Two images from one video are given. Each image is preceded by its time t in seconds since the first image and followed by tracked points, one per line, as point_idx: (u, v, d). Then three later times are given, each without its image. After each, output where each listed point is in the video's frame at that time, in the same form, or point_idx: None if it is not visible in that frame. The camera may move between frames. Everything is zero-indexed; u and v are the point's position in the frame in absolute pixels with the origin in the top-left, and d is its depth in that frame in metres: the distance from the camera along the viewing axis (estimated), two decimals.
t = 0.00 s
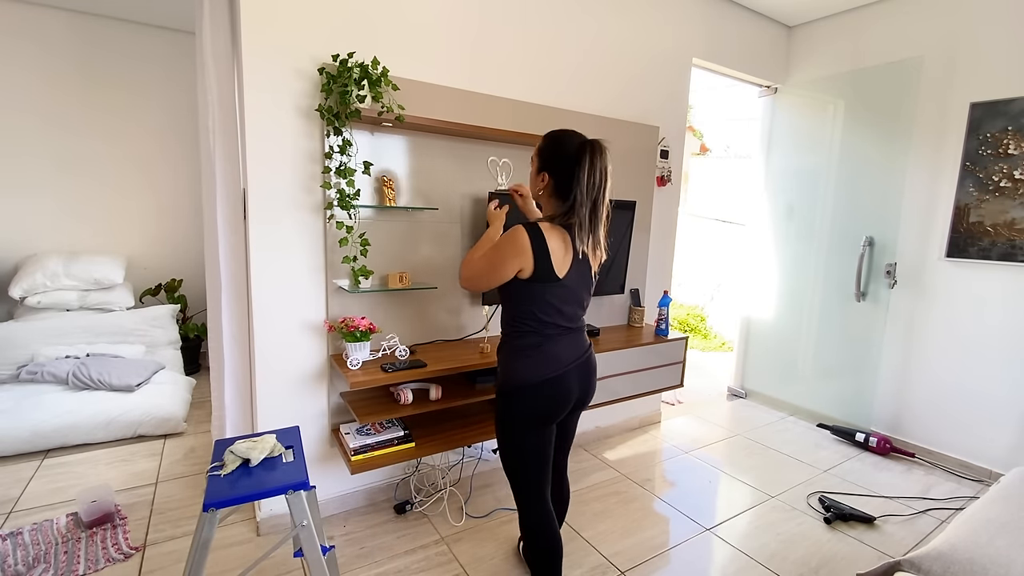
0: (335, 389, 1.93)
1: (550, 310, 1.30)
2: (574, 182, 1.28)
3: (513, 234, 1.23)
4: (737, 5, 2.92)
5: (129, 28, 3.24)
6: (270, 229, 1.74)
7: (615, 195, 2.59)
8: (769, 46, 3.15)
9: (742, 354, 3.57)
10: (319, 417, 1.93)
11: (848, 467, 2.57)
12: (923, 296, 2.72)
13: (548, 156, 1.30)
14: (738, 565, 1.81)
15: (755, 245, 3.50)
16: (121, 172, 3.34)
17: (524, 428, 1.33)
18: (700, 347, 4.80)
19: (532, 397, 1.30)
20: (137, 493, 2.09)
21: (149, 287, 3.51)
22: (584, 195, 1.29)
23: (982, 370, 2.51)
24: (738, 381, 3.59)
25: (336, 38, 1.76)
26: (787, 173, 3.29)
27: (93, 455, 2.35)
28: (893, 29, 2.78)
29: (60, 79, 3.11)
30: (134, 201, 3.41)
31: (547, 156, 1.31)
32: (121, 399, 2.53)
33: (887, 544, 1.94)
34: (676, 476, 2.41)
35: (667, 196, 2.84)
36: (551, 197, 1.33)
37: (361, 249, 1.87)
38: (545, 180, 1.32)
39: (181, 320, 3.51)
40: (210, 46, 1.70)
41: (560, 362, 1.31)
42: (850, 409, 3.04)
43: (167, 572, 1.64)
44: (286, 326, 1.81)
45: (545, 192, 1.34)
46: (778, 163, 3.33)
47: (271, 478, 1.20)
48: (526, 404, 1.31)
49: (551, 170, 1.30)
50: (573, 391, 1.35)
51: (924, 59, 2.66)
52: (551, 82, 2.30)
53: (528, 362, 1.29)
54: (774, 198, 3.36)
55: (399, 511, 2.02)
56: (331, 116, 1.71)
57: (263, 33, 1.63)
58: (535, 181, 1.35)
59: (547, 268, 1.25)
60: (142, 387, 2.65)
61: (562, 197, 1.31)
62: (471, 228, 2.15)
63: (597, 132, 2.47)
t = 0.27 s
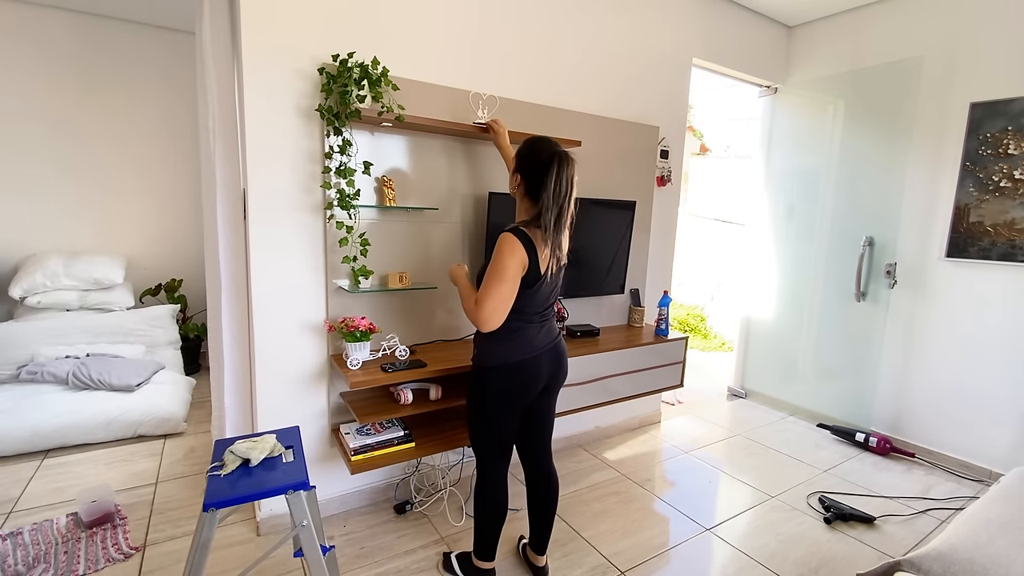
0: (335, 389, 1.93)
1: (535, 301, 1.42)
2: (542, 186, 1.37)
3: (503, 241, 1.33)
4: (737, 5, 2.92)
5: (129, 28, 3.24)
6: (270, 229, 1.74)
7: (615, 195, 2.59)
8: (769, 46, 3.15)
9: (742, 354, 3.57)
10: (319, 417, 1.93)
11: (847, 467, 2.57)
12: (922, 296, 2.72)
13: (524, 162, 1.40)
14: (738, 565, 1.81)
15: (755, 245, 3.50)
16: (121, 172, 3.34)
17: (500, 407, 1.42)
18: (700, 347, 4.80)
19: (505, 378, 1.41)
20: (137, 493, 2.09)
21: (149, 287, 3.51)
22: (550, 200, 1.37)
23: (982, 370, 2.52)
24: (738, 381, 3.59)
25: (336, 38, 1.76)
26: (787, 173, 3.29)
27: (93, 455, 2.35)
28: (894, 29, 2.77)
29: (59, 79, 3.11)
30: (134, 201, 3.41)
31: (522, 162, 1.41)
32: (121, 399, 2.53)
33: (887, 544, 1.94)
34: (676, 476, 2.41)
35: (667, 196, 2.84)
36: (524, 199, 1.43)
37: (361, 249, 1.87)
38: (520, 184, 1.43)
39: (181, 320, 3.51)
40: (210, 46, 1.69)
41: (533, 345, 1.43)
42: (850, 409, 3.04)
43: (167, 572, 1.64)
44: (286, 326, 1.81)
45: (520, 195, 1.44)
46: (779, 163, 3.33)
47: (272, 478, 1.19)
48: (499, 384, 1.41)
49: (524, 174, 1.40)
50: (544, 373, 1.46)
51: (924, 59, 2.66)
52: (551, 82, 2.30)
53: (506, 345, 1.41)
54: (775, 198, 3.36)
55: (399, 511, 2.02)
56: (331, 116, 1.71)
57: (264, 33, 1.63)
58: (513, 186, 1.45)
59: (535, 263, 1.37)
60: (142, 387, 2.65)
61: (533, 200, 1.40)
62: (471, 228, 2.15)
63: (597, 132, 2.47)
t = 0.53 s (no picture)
0: (335, 389, 1.93)
1: (514, 299, 1.42)
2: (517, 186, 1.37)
3: (477, 241, 1.34)
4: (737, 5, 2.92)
5: (129, 28, 3.24)
6: (270, 229, 1.74)
7: (615, 195, 2.59)
8: (769, 46, 3.15)
9: (742, 354, 3.57)
10: (318, 417, 1.93)
11: (847, 467, 2.57)
12: (922, 296, 2.72)
13: (501, 161, 1.40)
14: (739, 565, 1.81)
15: (755, 245, 3.50)
16: (121, 172, 3.34)
17: (480, 404, 1.42)
18: (700, 347, 4.79)
19: (486, 374, 1.41)
20: (137, 493, 2.09)
21: (149, 287, 3.51)
22: (523, 200, 1.36)
23: (982, 370, 2.52)
24: (738, 381, 3.59)
25: (337, 38, 1.76)
26: (787, 173, 3.29)
27: (92, 456, 2.35)
28: (894, 29, 2.77)
29: (60, 79, 3.11)
30: (134, 201, 3.41)
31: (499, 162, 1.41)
32: (121, 399, 2.53)
33: (887, 544, 1.94)
34: (676, 476, 2.41)
35: (667, 196, 2.84)
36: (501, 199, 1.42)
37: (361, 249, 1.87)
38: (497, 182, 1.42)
39: (181, 320, 3.51)
40: (210, 46, 1.69)
41: (513, 342, 1.43)
42: (850, 409, 3.04)
43: (166, 572, 1.64)
44: (285, 326, 1.81)
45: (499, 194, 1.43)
46: (779, 163, 3.33)
47: (271, 478, 1.19)
48: (479, 380, 1.42)
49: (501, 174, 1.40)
50: (524, 371, 1.45)
51: (924, 59, 2.66)
52: (551, 82, 2.30)
53: (484, 341, 1.41)
54: (775, 198, 3.36)
55: (400, 511, 2.02)
56: (331, 116, 1.71)
57: (264, 33, 1.63)
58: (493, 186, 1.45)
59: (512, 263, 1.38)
60: (142, 387, 2.64)
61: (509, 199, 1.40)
62: (470, 228, 2.15)
63: (597, 132, 2.47)
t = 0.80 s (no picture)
0: (335, 389, 1.93)
1: (511, 298, 1.43)
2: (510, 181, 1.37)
3: (474, 241, 1.34)
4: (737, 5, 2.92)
5: (129, 28, 3.24)
6: (270, 229, 1.74)
7: (615, 195, 2.59)
8: (769, 45, 3.15)
9: (742, 354, 3.57)
10: (319, 417, 1.93)
11: (847, 467, 2.57)
12: (922, 296, 2.72)
13: (492, 159, 1.40)
14: (738, 565, 1.81)
15: (755, 245, 3.50)
16: (121, 172, 3.34)
17: (478, 404, 1.42)
18: (700, 347, 4.79)
19: (483, 373, 1.41)
20: (137, 493, 2.09)
21: (149, 287, 3.51)
22: (515, 195, 1.36)
23: (982, 371, 2.52)
24: (738, 381, 3.59)
25: (337, 38, 1.76)
26: (787, 173, 3.29)
27: (92, 456, 2.35)
28: (894, 29, 2.77)
29: (59, 79, 3.11)
30: (134, 200, 3.40)
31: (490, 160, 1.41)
32: (121, 399, 2.53)
33: (887, 544, 1.94)
34: (676, 477, 2.41)
35: (667, 196, 2.84)
36: (494, 197, 1.42)
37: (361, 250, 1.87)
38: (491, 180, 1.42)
39: (181, 320, 3.51)
40: (209, 46, 1.69)
41: (511, 341, 1.43)
42: (849, 409, 3.04)
43: (166, 572, 1.64)
44: (285, 326, 1.81)
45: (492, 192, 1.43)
46: (779, 163, 3.33)
47: (271, 479, 1.19)
48: (476, 379, 1.42)
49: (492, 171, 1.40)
50: (523, 370, 1.46)
51: (924, 59, 2.66)
52: (551, 82, 2.30)
53: (481, 340, 1.41)
54: (775, 198, 3.36)
55: (400, 511, 2.02)
56: (331, 116, 1.71)
57: (264, 33, 1.63)
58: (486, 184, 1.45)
59: (507, 261, 1.38)
60: (142, 387, 2.64)
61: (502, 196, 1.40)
62: (470, 228, 2.15)
63: (597, 132, 2.47)
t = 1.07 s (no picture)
0: (335, 389, 1.93)
1: (501, 300, 1.42)
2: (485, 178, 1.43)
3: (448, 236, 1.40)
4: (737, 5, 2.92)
5: (128, 28, 3.24)
6: (270, 229, 1.74)
7: (615, 195, 2.59)
8: (769, 45, 3.15)
9: (742, 354, 3.57)
10: (319, 417, 1.93)
11: (847, 467, 2.57)
12: (922, 296, 2.72)
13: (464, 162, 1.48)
14: (738, 565, 1.81)
15: (755, 245, 3.50)
16: (121, 172, 3.34)
17: (473, 407, 1.42)
18: (700, 347, 4.79)
19: (476, 376, 1.41)
20: (137, 493, 2.09)
21: (149, 287, 3.51)
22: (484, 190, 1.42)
23: (982, 371, 2.52)
24: (738, 381, 3.59)
25: (337, 38, 1.76)
26: (787, 173, 3.28)
27: (92, 456, 2.35)
28: (894, 29, 2.77)
29: (59, 79, 3.11)
30: (134, 200, 3.40)
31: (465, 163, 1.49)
32: (121, 399, 2.53)
33: (887, 544, 1.94)
34: (676, 477, 2.41)
35: (667, 196, 2.84)
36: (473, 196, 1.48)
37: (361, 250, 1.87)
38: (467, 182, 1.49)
39: (181, 320, 3.51)
40: (209, 46, 1.69)
41: (502, 344, 1.42)
42: (849, 409, 3.04)
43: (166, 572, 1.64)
44: (285, 326, 1.81)
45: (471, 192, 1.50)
46: (779, 163, 3.33)
47: (271, 478, 1.19)
48: (470, 382, 1.41)
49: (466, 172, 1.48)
50: (517, 372, 1.45)
51: (924, 59, 2.66)
52: (551, 82, 2.30)
53: (473, 343, 1.41)
54: (775, 198, 3.36)
55: (400, 511, 2.02)
56: (331, 116, 1.71)
57: (264, 33, 1.63)
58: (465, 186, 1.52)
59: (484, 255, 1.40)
60: (142, 387, 2.64)
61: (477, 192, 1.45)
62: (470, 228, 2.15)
63: (597, 133, 2.47)
